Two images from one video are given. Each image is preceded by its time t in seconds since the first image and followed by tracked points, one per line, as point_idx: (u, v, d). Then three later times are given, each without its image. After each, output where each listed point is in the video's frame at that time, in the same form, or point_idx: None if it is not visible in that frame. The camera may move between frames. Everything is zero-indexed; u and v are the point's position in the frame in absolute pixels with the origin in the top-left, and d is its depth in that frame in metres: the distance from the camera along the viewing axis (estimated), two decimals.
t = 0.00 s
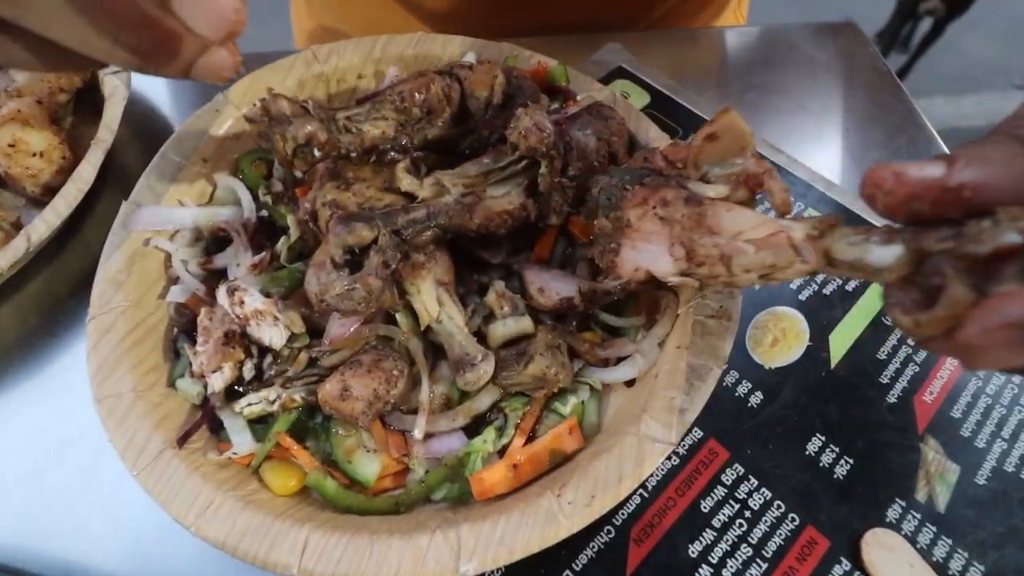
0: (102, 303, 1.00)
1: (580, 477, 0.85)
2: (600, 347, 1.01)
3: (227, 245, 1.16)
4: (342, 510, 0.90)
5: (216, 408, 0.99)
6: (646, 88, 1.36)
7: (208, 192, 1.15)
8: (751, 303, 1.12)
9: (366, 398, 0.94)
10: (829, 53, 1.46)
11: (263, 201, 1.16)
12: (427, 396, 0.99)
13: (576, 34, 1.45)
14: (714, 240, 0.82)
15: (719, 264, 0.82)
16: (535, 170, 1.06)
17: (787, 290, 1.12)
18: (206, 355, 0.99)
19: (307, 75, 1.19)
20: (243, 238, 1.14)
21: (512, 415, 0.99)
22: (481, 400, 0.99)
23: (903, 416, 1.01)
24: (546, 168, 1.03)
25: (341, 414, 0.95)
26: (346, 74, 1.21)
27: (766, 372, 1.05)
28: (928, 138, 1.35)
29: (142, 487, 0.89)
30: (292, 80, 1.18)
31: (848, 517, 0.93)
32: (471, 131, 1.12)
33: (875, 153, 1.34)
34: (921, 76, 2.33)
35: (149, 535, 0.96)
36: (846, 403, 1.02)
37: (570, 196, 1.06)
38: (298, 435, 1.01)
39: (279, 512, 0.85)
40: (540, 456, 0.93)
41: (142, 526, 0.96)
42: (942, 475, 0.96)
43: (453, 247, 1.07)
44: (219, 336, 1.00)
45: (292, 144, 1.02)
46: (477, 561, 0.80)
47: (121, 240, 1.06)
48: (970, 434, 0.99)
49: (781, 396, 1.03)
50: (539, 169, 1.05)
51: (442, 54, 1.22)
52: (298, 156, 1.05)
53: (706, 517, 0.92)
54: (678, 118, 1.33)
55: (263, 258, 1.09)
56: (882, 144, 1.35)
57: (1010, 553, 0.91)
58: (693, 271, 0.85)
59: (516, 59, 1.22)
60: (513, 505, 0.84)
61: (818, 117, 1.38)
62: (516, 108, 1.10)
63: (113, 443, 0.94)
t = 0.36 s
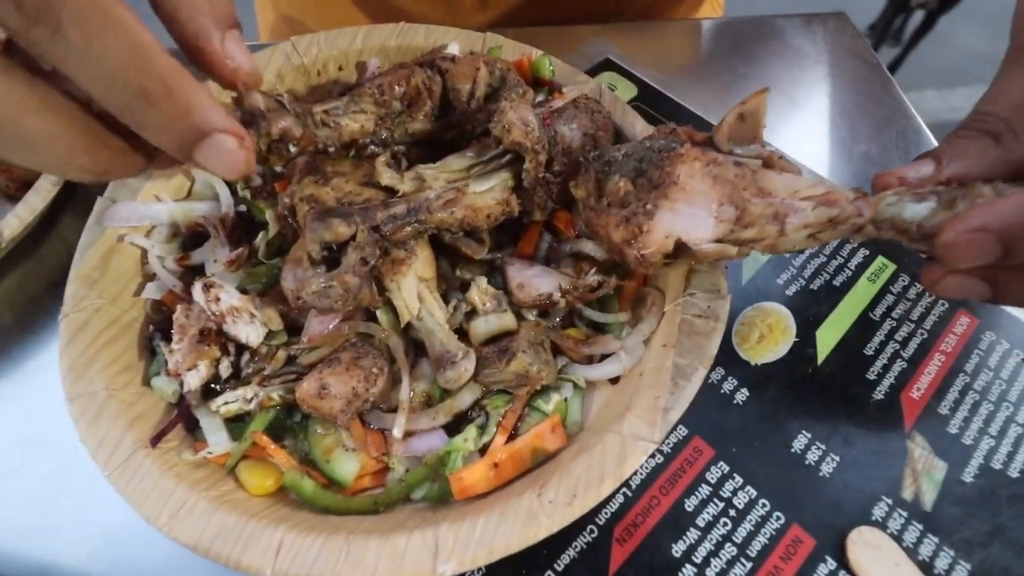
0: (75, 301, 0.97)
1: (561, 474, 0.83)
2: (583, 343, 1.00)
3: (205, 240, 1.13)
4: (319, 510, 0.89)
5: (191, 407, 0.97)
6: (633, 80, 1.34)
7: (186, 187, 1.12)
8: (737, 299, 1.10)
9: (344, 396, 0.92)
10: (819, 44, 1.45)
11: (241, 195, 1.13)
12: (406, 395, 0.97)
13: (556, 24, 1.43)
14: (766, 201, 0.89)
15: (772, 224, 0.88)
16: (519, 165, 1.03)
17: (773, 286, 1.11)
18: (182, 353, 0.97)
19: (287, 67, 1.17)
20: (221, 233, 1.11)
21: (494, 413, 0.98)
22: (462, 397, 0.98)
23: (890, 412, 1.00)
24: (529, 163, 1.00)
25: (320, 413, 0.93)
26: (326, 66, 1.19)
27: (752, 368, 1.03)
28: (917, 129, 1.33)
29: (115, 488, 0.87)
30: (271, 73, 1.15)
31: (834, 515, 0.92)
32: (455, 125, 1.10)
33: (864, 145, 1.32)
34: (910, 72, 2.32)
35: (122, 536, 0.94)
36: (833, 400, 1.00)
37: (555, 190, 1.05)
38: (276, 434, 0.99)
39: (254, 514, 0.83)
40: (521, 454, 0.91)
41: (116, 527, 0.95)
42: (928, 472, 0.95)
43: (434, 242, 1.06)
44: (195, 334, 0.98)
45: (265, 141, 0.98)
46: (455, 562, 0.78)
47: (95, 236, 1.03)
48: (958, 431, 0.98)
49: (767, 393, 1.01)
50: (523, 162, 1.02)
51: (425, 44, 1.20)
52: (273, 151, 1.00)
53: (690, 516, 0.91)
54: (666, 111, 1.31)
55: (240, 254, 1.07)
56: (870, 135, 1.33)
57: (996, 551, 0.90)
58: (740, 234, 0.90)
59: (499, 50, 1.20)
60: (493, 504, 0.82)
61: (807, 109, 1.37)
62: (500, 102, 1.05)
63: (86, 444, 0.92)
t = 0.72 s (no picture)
0: (56, 297, 0.95)
1: (549, 473, 0.82)
2: (573, 339, 0.99)
3: (190, 236, 1.11)
4: (304, 510, 0.87)
5: (175, 405, 0.96)
6: (626, 73, 1.32)
7: (169, 181, 1.10)
8: (729, 294, 1.09)
9: (330, 394, 0.90)
10: (816, 37, 1.43)
11: (227, 190, 1.12)
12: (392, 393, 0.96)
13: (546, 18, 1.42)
14: (772, 158, 0.89)
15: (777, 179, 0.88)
16: (507, 157, 1.02)
17: (765, 281, 1.10)
18: (164, 350, 0.94)
19: (273, 59, 1.14)
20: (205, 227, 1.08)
21: (482, 411, 0.96)
22: (450, 394, 0.96)
23: (883, 408, 0.99)
24: (517, 157, 0.99)
25: (305, 411, 0.91)
26: (312, 59, 1.17)
27: (744, 364, 1.02)
28: (913, 124, 1.32)
29: (97, 487, 0.86)
30: (256, 65, 1.13)
31: (825, 511, 0.91)
32: (443, 118, 1.08)
33: (858, 139, 1.31)
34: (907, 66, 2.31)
35: (104, 536, 0.93)
36: (825, 397, 0.99)
37: (543, 185, 1.04)
38: (261, 433, 0.98)
39: (238, 513, 0.82)
40: (509, 452, 0.90)
41: (99, 527, 0.93)
42: (921, 468, 0.94)
43: (421, 238, 1.04)
44: (178, 331, 0.96)
45: (246, 131, 0.98)
46: (441, 563, 0.77)
47: (76, 230, 1.01)
48: (951, 426, 0.97)
49: (759, 389, 1.00)
50: (511, 156, 1.01)
51: (414, 36, 1.18)
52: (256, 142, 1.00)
53: (680, 514, 0.90)
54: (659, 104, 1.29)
55: (224, 249, 1.06)
56: (864, 128, 1.32)
57: (988, 548, 0.89)
58: (746, 184, 0.89)
59: (489, 42, 1.18)
60: (480, 503, 0.81)
61: (804, 102, 1.35)
62: (488, 94, 1.04)
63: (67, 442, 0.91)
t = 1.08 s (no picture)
0: (74, 294, 0.96)
1: (568, 470, 0.82)
2: (586, 335, 0.99)
3: (205, 232, 1.11)
4: (323, 506, 0.88)
5: (193, 400, 0.96)
6: (638, 69, 1.32)
7: (184, 177, 1.10)
8: (743, 290, 1.09)
9: (346, 390, 0.91)
10: (827, 31, 1.42)
11: (241, 186, 1.12)
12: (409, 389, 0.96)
13: (554, 14, 1.42)
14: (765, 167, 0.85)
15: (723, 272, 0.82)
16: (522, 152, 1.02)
17: (780, 276, 1.09)
18: (182, 346, 0.95)
19: (286, 56, 1.14)
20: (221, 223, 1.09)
21: (498, 407, 0.96)
22: (466, 390, 0.97)
23: (900, 404, 0.98)
24: (532, 152, 0.99)
25: (322, 407, 0.91)
26: (325, 56, 1.17)
27: (759, 360, 1.02)
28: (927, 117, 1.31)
29: (117, 483, 0.86)
30: (270, 62, 1.13)
31: (843, 507, 0.91)
32: (456, 114, 1.08)
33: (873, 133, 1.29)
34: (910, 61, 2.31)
35: (123, 531, 0.93)
36: (842, 392, 0.99)
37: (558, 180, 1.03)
38: (278, 428, 0.98)
39: (258, 509, 0.82)
40: (526, 448, 0.90)
41: (119, 522, 0.94)
42: (939, 463, 0.94)
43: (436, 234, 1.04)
44: (195, 327, 0.97)
45: (262, 127, 0.97)
46: (461, 560, 0.77)
47: (92, 227, 1.01)
48: (968, 422, 0.97)
49: (775, 384, 1.00)
50: (526, 151, 1.01)
51: (426, 33, 1.17)
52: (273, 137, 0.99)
53: (697, 509, 0.90)
54: (672, 99, 1.29)
55: (240, 246, 1.07)
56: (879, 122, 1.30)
57: (1008, 543, 0.89)
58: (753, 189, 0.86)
59: (501, 38, 1.18)
60: (499, 500, 0.82)
61: (817, 96, 1.34)
62: (502, 89, 1.04)
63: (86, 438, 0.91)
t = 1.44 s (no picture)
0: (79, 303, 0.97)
1: (564, 479, 0.83)
2: (584, 343, 0.98)
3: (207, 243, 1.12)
4: (323, 513, 0.89)
5: (194, 409, 0.98)
6: (636, 79, 1.33)
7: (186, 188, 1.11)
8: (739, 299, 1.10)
9: (346, 399, 0.92)
10: (823, 39, 1.44)
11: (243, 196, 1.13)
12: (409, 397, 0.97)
13: (553, 24, 1.44)
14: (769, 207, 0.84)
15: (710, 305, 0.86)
16: (541, 163, 1.04)
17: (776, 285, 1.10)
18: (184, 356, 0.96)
19: (288, 68, 1.16)
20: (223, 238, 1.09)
21: (496, 415, 0.98)
22: (465, 398, 0.98)
23: (894, 411, 0.99)
24: (550, 161, 1.01)
25: (322, 415, 0.93)
26: (327, 67, 1.18)
27: (755, 367, 1.03)
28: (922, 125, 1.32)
29: (120, 491, 0.87)
30: (273, 74, 1.14)
31: (838, 513, 0.92)
32: (458, 124, 1.10)
33: (868, 142, 1.30)
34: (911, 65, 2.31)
35: (126, 539, 0.94)
36: (837, 400, 1.00)
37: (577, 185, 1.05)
38: (279, 436, 1.00)
39: (258, 517, 0.83)
40: (523, 456, 0.91)
41: (122, 528, 0.95)
42: (933, 470, 0.94)
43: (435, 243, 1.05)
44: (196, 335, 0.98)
45: (276, 144, 0.94)
46: (458, 567, 0.78)
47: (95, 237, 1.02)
48: (962, 428, 0.98)
49: (771, 392, 1.01)
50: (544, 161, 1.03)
51: (427, 44, 1.19)
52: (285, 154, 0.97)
53: (693, 516, 0.91)
54: (669, 108, 1.30)
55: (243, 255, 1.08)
56: (874, 131, 1.31)
57: (1001, 549, 0.90)
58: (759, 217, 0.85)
59: (500, 49, 1.19)
60: (496, 507, 0.82)
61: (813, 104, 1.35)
62: (502, 99, 1.06)
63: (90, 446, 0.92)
